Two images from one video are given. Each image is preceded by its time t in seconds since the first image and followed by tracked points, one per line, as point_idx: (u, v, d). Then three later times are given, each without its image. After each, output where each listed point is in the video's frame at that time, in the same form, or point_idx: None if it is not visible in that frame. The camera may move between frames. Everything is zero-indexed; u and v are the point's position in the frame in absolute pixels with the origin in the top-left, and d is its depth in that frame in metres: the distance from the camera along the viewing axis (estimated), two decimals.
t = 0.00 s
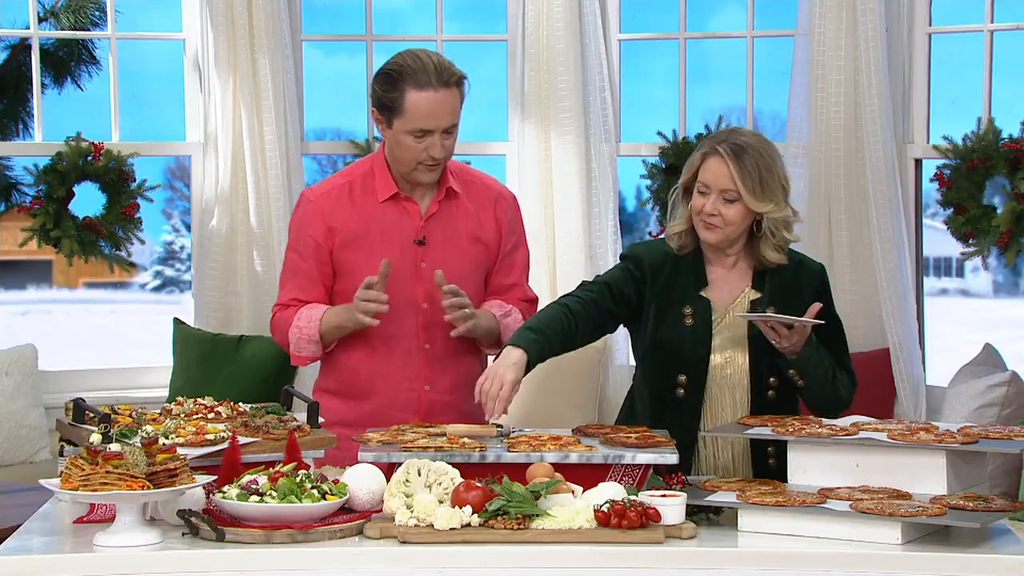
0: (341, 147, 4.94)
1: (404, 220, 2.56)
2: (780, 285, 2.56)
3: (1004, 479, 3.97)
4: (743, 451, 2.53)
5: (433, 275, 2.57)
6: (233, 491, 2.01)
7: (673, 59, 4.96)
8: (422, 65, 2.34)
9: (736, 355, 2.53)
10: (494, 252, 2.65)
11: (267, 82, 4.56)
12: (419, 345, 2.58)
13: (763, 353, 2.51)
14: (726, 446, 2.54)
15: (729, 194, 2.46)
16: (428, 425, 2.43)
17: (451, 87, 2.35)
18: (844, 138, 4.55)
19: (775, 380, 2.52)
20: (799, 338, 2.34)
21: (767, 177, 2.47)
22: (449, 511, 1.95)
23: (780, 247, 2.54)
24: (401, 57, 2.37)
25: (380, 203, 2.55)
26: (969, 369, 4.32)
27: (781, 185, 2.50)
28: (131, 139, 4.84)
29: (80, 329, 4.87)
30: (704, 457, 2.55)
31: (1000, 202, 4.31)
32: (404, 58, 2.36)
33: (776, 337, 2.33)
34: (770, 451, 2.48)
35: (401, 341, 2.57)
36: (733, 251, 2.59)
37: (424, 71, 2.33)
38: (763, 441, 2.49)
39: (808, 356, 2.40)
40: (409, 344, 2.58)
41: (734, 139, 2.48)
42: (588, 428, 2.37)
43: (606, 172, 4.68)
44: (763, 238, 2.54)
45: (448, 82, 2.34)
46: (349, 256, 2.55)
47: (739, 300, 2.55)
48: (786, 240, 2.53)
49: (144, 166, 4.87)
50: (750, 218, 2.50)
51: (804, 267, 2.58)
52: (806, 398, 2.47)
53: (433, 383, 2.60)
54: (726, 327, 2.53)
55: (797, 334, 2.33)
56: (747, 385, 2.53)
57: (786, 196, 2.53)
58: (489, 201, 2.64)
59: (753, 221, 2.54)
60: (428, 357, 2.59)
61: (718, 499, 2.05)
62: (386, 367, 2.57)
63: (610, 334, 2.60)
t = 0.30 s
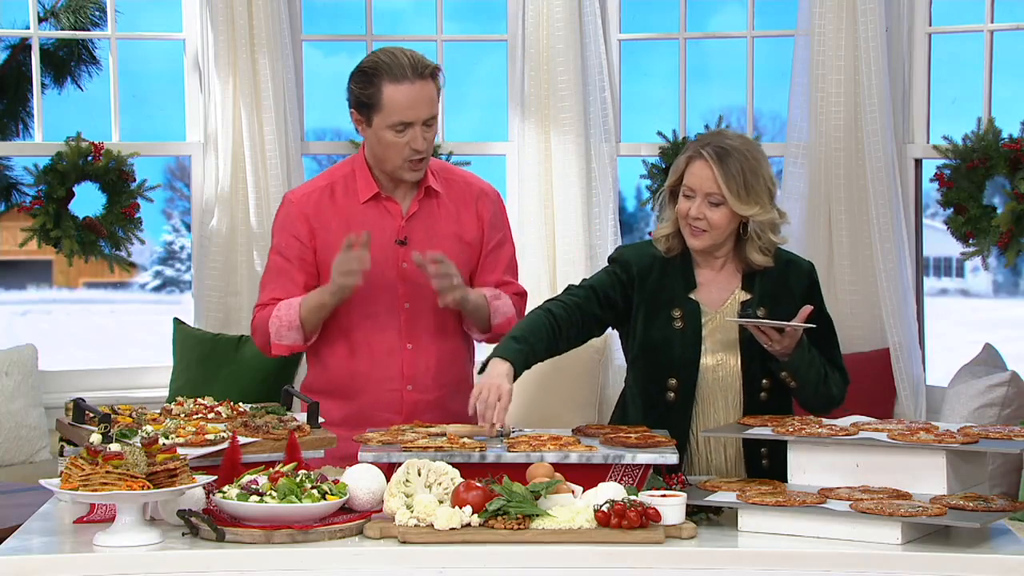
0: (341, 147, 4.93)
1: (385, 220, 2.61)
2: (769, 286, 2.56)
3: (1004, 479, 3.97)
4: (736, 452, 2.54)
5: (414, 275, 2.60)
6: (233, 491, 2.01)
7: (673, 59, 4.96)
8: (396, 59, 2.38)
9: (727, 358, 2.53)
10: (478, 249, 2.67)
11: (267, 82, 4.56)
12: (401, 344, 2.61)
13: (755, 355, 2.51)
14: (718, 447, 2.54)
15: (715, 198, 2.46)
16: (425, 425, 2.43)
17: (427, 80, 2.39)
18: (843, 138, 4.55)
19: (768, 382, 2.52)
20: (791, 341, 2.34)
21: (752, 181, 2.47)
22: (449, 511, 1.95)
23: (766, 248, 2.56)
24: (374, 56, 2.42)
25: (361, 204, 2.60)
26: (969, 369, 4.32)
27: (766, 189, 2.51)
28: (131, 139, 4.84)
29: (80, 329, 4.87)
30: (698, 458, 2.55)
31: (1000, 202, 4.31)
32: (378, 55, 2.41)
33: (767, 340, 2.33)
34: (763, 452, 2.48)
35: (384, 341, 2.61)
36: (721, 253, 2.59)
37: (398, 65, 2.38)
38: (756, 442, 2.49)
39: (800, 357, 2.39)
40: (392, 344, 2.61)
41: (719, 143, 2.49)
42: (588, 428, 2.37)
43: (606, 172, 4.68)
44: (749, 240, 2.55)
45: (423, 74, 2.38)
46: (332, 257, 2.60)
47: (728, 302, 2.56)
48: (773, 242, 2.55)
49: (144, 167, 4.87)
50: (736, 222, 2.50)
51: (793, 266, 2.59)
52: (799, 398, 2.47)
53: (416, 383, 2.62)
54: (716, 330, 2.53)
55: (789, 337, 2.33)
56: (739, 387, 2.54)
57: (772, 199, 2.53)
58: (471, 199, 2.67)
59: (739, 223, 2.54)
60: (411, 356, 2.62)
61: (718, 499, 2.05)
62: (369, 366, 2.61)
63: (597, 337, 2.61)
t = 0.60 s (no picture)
0: (342, 148, 4.93)
1: (376, 226, 2.61)
2: (763, 285, 2.57)
3: (1004, 479, 3.97)
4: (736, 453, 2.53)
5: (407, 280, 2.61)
6: (233, 491, 2.01)
7: (673, 59, 4.95)
8: (384, 71, 2.37)
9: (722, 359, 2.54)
10: (469, 248, 2.68)
11: (267, 82, 4.56)
12: (395, 349, 2.62)
13: (752, 354, 2.52)
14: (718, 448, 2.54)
15: (707, 201, 2.46)
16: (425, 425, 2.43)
17: (414, 90, 2.38)
18: (843, 138, 4.55)
19: (765, 381, 2.52)
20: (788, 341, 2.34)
21: (744, 183, 2.47)
22: (449, 511, 1.95)
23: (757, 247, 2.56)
24: (361, 65, 2.41)
25: (351, 211, 2.60)
26: (968, 369, 4.32)
27: (758, 189, 2.50)
28: (131, 139, 4.84)
29: (80, 329, 4.87)
30: (698, 459, 2.55)
31: (1000, 202, 4.31)
32: (365, 66, 2.40)
33: (763, 340, 2.34)
34: (763, 451, 2.48)
35: (378, 346, 2.61)
36: (714, 255, 2.59)
37: (386, 77, 2.37)
38: (756, 442, 2.49)
39: (797, 355, 2.40)
40: (387, 348, 2.61)
41: (710, 146, 2.48)
42: (588, 428, 2.37)
43: (606, 172, 4.68)
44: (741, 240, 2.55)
45: (411, 85, 2.37)
46: (324, 264, 2.59)
47: (722, 302, 2.56)
48: (764, 242, 2.56)
49: (144, 167, 4.87)
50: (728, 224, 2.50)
51: (785, 264, 2.59)
52: (796, 395, 2.47)
53: (411, 387, 2.63)
54: (710, 332, 2.54)
55: (786, 337, 2.33)
56: (737, 388, 2.54)
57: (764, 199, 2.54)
58: (461, 199, 2.68)
59: (731, 224, 2.54)
60: (406, 361, 2.63)
61: (718, 499, 2.05)
62: (364, 371, 2.61)
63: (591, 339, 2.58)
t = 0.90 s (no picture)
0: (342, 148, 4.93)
1: (373, 227, 2.61)
2: (762, 285, 2.57)
3: (1004, 479, 3.97)
4: (733, 453, 2.52)
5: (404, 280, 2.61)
6: (233, 491, 2.01)
7: (673, 59, 4.96)
8: (376, 68, 2.38)
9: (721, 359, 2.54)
10: (465, 247, 2.68)
11: (267, 82, 4.56)
12: (394, 348, 2.62)
13: (751, 355, 2.52)
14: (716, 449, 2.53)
15: (707, 203, 2.46)
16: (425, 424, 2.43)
17: (406, 86, 2.39)
18: (843, 138, 4.55)
19: (764, 382, 2.52)
20: (786, 342, 2.34)
21: (743, 184, 2.47)
22: (449, 511, 1.95)
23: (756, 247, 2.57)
24: (353, 63, 2.41)
25: (347, 211, 2.60)
26: (968, 369, 4.32)
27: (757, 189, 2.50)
28: (131, 139, 4.84)
29: (80, 329, 4.87)
30: (695, 458, 2.54)
31: (1000, 202, 4.31)
32: (357, 63, 2.40)
33: (762, 342, 2.34)
34: (761, 451, 2.49)
35: (376, 345, 2.61)
36: (713, 255, 2.59)
37: (378, 74, 2.37)
38: (754, 443, 2.50)
39: (796, 357, 2.40)
40: (385, 347, 2.62)
41: (708, 146, 2.48)
42: (588, 428, 2.37)
43: (606, 172, 4.68)
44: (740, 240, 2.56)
45: (403, 82, 2.38)
46: (320, 265, 2.59)
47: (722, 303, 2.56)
48: (764, 243, 2.57)
49: (143, 167, 4.87)
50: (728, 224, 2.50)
51: (785, 265, 2.60)
52: (794, 396, 2.47)
53: (411, 386, 2.63)
54: (708, 331, 2.54)
55: (785, 338, 2.33)
56: (735, 388, 2.53)
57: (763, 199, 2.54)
58: (456, 198, 2.68)
59: (731, 225, 2.55)
60: (405, 360, 2.63)
61: (718, 499, 2.05)
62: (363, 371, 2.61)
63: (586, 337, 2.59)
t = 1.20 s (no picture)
0: (342, 148, 4.93)
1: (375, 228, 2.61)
2: (768, 287, 2.56)
3: (1004, 479, 3.97)
4: (726, 454, 2.52)
5: (405, 281, 2.61)
6: (233, 491, 2.01)
7: (673, 59, 4.95)
8: (376, 68, 2.38)
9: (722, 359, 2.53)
10: (465, 247, 2.69)
11: (267, 82, 4.56)
12: (395, 350, 2.61)
13: (750, 355, 2.51)
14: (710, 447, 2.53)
15: (713, 203, 2.46)
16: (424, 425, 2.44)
17: (407, 85, 2.39)
18: (843, 138, 4.55)
19: (762, 383, 2.52)
20: (786, 342, 2.33)
21: (749, 184, 2.46)
22: (449, 511, 1.95)
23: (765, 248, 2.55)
24: (355, 65, 2.42)
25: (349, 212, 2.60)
26: (968, 369, 4.32)
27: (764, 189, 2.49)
28: (131, 140, 4.84)
29: (80, 329, 4.87)
30: (689, 456, 2.56)
31: (1000, 202, 4.31)
32: (359, 64, 2.41)
33: (762, 342, 2.33)
34: (755, 452, 2.48)
35: (376, 346, 2.60)
36: (720, 254, 2.59)
37: (379, 73, 2.37)
38: (749, 443, 2.49)
39: (796, 359, 2.39)
40: (385, 348, 2.61)
41: (715, 146, 2.47)
42: (588, 428, 2.36)
43: (606, 172, 4.68)
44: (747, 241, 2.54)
45: (404, 81, 2.38)
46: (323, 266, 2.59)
47: (725, 303, 2.56)
48: (772, 244, 2.54)
49: (143, 167, 4.87)
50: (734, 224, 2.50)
51: (793, 269, 2.57)
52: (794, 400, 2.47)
53: (411, 388, 2.63)
54: (709, 328, 2.55)
55: (784, 339, 2.33)
56: (732, 387, 2.53)
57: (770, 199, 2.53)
58: (458, 199, 2.68)
59: (737, 225, 2.54)
60: (406, 362, 2.62)
61: (718, 499, 2.05)
62: (363, 373, 2.61)
63: (589, 336, 2.64)
